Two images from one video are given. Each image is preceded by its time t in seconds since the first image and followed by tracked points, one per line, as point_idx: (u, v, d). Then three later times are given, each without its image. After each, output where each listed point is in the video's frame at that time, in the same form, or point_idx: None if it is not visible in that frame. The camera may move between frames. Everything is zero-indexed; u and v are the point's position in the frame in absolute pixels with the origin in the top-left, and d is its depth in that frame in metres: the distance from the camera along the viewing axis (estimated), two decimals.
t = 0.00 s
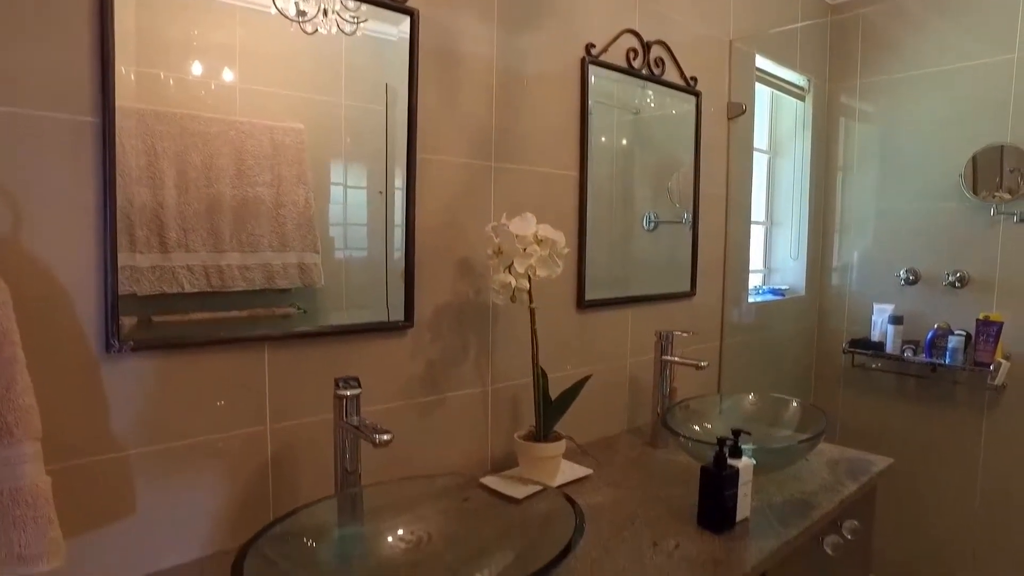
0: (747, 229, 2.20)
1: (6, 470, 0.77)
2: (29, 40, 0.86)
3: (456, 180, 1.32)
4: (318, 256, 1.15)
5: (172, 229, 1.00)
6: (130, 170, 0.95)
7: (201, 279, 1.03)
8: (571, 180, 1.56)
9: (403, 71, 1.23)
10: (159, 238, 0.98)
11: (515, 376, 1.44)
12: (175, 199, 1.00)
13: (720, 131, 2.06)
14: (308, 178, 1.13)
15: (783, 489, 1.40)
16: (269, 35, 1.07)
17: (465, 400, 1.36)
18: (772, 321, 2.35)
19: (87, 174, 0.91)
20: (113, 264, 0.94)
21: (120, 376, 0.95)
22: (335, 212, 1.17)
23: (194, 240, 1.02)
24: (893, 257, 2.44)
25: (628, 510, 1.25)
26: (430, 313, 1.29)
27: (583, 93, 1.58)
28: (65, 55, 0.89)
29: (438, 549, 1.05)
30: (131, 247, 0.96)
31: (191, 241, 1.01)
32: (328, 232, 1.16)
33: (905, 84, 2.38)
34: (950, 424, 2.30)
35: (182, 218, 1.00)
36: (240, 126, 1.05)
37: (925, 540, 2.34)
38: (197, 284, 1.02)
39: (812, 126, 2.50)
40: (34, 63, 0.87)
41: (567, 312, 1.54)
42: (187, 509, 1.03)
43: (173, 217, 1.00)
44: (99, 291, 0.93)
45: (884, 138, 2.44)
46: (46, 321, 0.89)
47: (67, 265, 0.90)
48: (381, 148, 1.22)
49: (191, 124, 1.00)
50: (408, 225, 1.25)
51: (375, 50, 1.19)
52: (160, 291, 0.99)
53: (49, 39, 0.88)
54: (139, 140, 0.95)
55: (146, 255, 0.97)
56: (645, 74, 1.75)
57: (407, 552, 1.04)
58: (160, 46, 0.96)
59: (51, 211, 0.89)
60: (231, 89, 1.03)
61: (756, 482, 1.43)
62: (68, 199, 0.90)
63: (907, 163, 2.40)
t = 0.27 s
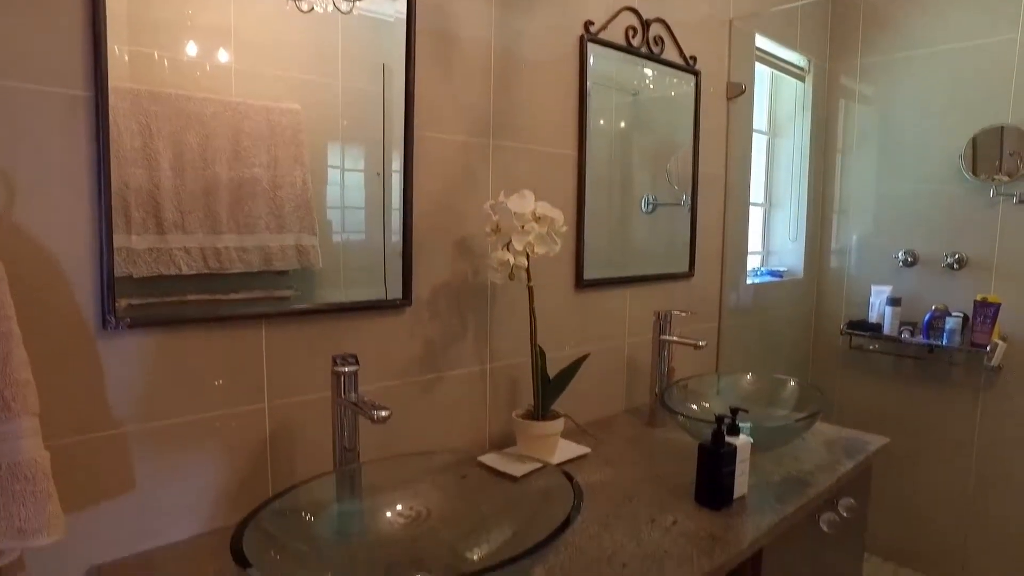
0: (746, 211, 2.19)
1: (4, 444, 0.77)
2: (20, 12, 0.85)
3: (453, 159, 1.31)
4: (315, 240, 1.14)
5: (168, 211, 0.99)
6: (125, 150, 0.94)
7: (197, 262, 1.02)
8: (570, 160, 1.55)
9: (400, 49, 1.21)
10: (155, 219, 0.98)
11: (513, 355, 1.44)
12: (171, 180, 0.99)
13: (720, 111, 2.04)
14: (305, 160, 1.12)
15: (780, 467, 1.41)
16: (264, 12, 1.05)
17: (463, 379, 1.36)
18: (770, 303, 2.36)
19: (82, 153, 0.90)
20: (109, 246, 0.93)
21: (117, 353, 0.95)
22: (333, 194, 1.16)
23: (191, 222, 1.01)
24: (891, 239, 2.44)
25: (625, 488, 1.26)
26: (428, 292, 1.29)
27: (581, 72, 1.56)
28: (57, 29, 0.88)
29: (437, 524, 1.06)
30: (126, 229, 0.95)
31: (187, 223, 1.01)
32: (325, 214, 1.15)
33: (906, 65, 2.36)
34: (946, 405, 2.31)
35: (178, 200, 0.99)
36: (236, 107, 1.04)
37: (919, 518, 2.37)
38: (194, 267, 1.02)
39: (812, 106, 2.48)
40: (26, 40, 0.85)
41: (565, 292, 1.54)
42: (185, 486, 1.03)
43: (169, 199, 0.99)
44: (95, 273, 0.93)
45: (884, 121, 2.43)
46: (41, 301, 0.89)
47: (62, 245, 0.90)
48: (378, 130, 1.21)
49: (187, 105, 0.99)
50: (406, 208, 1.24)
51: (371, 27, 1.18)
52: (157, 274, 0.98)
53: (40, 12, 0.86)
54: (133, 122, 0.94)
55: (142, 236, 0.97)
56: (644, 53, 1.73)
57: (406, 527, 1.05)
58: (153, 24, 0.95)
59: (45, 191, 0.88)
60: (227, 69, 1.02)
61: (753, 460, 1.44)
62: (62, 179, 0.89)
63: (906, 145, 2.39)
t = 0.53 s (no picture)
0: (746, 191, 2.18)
1: (2, 417, 0.77)
2: None
3: (452, 137, 1.30)
4: (313, 219, 1.14)
5: (165, 192, 0.98)
6: (120, 126, 0.93)
7: (195, 243, 1.01)
8: (568, 138, 1.54)
9: (397, 26, 1.20)
10: (152, 200, 0.97)
11: (511, 333, 1.44)
12: (167, 161, 0.98)
13: (720, 90, 2.03)
14: (302, 142, 1.11)
15: (777, 445, 1.41)
16: None
17: (462, 357, 1.36)
18: (769, 283, 2.36)
19: (76, 131, 0.90)
20: (105, 227, 0.92)
21: (115, 329, 0.95)
22: (330, 176, 1.15)
23: (188, 203, 1.00)
24: (890, 220, 2.43)
25: (623, 464, 1.27)
26: (426, 269, 1.29)
27: (580, 49, 1.55)
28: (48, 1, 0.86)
29: (436, 499, 1.06)
30: (122, 210, 0.94)
31: (184, 203, 1.00)
32: (323, 196, 1.15)
33: (907, 44, 2.34)
34: (942, 384, 2.33)
35: (174, 180, 0.99)
36: (231, 86, 1.02)
37: (914, 493, 2.44)
38: (191, 248, 1.01)
39: (812, 85, 2.46)
40: (17, 14, 0.84)
41: (563, 270, 1.54)
42: (185, 462, 1.04)
43: (166, 179, 0.98)
44: (91, 254, 0.92)
45: (884, 100, 2.41)
46: (37, 280, 0.88)
47: (57, 225, 0.89)
48: (376, 110, 1.20)
49: (182, 84, 0.98)
50: (404, 190, 1.23)
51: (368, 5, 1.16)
52: (154, 256, 0.98)
53: None
54: (128, 101, 0.93)
55: (139, 217, 0.96)
56: (643, 31, 1.71)
57: (405, 501, 1.05)
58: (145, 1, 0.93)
59: (39, 170, 0.87)
60: (222, 49, 1.01)
61: (750, 438, 1.44)
62: (56, 158, 0.88)
63: (906, 124, 2.36)
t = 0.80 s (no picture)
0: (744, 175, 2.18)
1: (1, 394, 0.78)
2: None
3: (449, 118, 1.30)
4: (310, 203, 1.13)
5: (161, 176, 0.98)
6: (115, 106, 0.92)
7: (192, 227, 1.02)
8: (566, 119, 1.54)
9: (393, 6, 1.19)
10: (148, 184, 0.97)
11: (509, 314, 1.45)
12: (163, 145, 0.98)
13: (718, 73, 2.01)
14: (299, 126, 1.11)
15: (773, 425, 1.42)
16: None
17: (460, 338, 1.36)
18: (767, 267, 2.36)
19: (71, 112, 0.89)
20: (101, 211, 0.92)
21: (113, 309, 0.95)
22: (327, 160, 1.15)
23: (184, 187, 1.00)
24: (888, 203, 2.43)
25: (621, 442, 1.28)
26: (424, 250, 1.29)
27: (577, 31, 1.53)
28: None
29: (434, 477, 1.07)
30: (118, 195, 0.94)
31: (181, 187, 1.00)
32: (320, 181, 1.14)
33: (908, 26, 2.32)
34: (938, 367, 2.35)
35: (171, 164, 0.99)
36: (227, 69, 1.02)
37: (910, 475, 2.46)
38: (189, 232, 1.01)
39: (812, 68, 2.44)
40: None
41: (561, 252, 1.54)
42: (184, 441, 1.04)
43: (162, 163, 0.98)
44: (87, 238, 0.92)
45: (883, 83, 2.39)
46: (34, 263, 0.88)
47: (53, 208, 0.89)
48: (373, 94, 1.19)
49: (177, 67, 0.97)
50: (401, 174, 1.23)
51: None
52: (152, 241, 0.98)
53: None
54: (123, 83, 0.93)
55: (136, 201, 0.96)
56: (642, 12, 1.70)
57: (403, 479, 1.06)
58: None
59: (35, 153, 0.87)
60: (217, 32, 1.00)
61: (747, 418, 1.45)
62: (51, 140, 0.88)
63: (905, 108, 2.35)
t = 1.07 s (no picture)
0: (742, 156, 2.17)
1: (3, 367, 0.78)
2: None
3: (446, 97, 1.29)
4: (308, 183, 1.13)
5: (158, 156, 0.98)
6: (110, 83, 0.92)
7: (190, 207, 1.01)
8: (564, 98, 1.53)
9: None
10: (145, 164, 0.97)
11: (506, 293, 1.45)
12: (159, 126, 0.97)
13: (717, 52, 2.00)
14: (295, 106, 1.10)
15: (769, 402, 1.43)
16: None
17: (458, 316, 1.37)
18: (764, 248, 2.36)
19: (67, 86, 0.89)
20: (100, 191, 0.92)
21: (112, 285, 0.95)
22: (325, 142, 1.14)
23: (181, 167, 1.00)
24: (886, 184, 2.43)
25: (618, 418, 1.29)
26: (422, 228, 1.29)
27: (575, 8, 1.52)
28: None
29: (432, 451, 1.09)
30: (117, 176, 0.94)
31: (178, 167, 1.00)
32: (318, 164, 1.14)
33: (908, 6, 2.30)
34: (934, 348, 2.36)
35: (168, 145, 0.98)
36: (223, 49, 1.01)
37: (904, 453, 2.48)
38: (186, 212, 1.01)
39: (811, 48, 2.42)
40: None
41: (559, 231, 1.54)
42: (184, 417, 1.05)
43: (159, 144, 0.97)
44: (86, 217, 0.92)
45: (883, 63, 2.38)
46: (35, 241, 0.88)
47: (52, 187, 0.89)
48: (370, 74, 1.19)
49: (172, 47, 0.96)
50: (399, 156, 1.23)
51: None
52: (150, 222, 0.98)
53: None
54: (118, 62, 0.92)
55: (134, 182, 0.96)
56: None
57: (402, 452, 1.08)
58: None
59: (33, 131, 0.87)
60: (212, 11, 0.99)
61: (743, 395, 1.46)
62: (49, 118, 0.88)
63: (904, 88, 2.34)
